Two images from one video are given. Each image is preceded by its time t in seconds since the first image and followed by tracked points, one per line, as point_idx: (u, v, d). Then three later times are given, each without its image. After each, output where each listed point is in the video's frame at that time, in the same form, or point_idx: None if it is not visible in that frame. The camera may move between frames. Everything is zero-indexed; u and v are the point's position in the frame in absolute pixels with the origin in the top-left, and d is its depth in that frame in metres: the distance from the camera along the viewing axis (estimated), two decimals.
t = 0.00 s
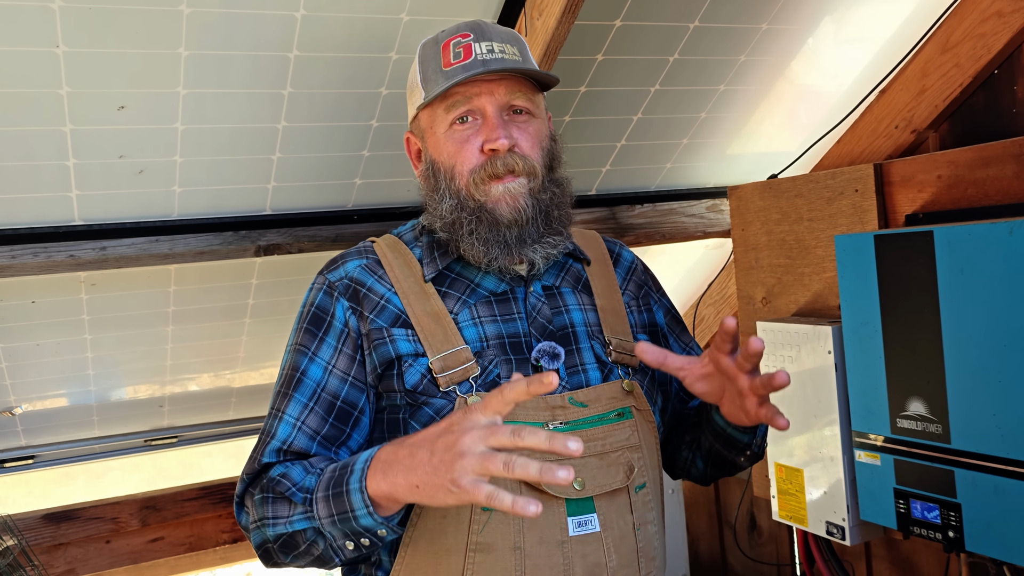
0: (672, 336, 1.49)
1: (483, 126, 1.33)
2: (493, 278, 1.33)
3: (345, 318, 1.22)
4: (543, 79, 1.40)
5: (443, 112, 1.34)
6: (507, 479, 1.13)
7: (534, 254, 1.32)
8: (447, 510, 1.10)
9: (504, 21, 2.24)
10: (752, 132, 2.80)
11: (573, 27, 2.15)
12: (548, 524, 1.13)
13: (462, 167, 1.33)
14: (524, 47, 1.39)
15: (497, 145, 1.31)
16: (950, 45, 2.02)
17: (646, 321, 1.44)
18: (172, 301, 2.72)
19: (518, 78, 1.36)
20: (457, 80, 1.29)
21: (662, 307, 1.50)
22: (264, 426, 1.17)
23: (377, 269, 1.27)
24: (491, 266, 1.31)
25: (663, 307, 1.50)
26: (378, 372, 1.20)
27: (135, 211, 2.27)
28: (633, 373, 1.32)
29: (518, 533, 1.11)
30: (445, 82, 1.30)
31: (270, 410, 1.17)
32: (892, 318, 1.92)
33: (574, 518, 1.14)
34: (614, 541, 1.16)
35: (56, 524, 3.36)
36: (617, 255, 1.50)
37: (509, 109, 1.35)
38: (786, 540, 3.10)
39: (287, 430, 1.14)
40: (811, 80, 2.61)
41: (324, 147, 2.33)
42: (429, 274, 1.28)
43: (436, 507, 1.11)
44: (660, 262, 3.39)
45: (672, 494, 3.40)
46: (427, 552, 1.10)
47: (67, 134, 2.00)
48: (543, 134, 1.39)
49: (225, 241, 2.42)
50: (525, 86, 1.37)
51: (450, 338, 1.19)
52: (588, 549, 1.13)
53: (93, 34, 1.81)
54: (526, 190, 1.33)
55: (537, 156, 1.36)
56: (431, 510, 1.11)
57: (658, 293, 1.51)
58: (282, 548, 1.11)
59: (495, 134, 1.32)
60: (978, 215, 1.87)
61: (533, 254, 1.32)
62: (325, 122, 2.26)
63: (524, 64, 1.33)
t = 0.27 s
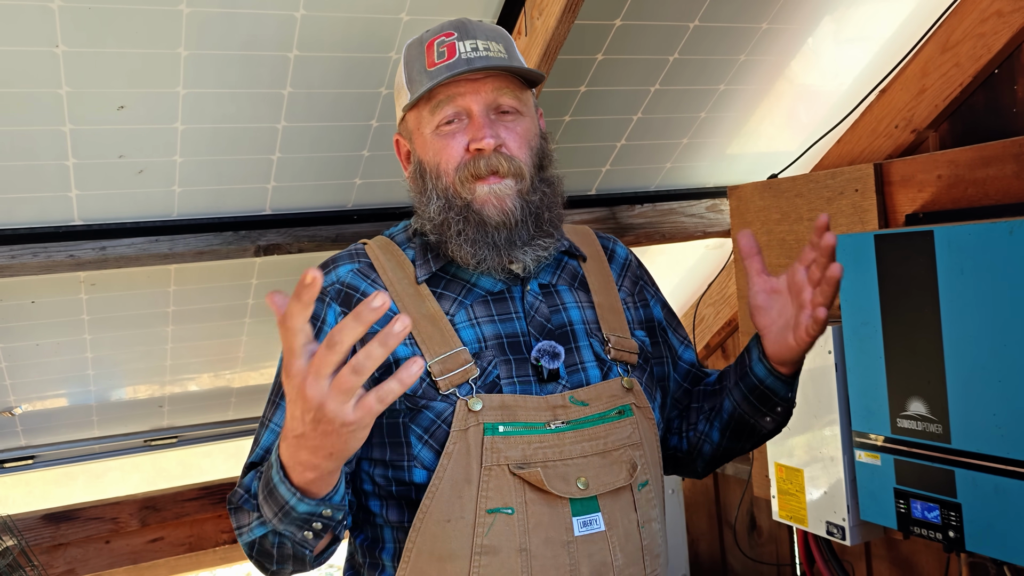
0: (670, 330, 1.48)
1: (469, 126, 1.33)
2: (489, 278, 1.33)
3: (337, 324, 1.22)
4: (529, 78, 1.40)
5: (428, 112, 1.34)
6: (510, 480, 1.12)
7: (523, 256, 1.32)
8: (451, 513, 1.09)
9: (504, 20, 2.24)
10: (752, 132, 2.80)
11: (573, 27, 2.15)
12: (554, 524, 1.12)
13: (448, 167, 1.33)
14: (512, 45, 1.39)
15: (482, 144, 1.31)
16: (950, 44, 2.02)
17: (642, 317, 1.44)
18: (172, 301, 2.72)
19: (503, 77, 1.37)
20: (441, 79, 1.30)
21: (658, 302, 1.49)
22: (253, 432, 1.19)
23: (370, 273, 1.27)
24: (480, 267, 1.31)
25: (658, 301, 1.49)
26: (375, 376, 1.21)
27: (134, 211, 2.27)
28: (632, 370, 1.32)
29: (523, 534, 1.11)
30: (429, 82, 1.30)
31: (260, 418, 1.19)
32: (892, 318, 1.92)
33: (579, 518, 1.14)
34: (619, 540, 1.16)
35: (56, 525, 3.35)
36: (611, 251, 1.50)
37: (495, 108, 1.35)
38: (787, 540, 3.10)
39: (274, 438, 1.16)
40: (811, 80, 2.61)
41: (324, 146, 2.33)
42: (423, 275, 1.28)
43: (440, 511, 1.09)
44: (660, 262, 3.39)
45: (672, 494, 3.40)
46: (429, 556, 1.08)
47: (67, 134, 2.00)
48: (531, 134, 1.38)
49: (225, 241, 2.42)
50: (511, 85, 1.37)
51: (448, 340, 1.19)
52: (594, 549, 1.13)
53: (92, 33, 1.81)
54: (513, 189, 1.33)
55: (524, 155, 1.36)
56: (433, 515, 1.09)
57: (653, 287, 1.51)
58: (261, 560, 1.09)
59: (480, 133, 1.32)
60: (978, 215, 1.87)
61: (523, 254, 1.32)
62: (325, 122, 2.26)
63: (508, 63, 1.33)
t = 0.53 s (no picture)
0: (658, 338, 1.49)
1: (453, 126, 1.32)
2: (480, 282, 1.32)
3: (324, 339, 1.22)
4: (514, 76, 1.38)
5: (412, 114, 1.34)
6: (504, 488, 1.12)
7: (511, 257, 1.31)
8: (445, 522, 1.10)
9: (503, 19, 2.23)
10: (751, 132, 2.80)
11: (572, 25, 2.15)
12: (549, 531, 1.12)
13: (434, 169, 1.33)
14: (498, 40, 1.36)
15: (466, 145, 1.30)
16: (950, 43, 2.02)
17: (637, 321, 1.42)
18: (170, 301, 2.72)
19: (488, 74, 1.34)
20: (422, 79, 1.29)
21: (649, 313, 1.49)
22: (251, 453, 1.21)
23: (356, 283, 1.26)
24: (468, 270, 1.29)
25: (649, 311, 1.49)
26: (365, 389, 1.20)
27: (132, 210, 2.27)
28: (628, 373, 1.31)
29: (519, 542, 1.11)
30: (411, 82, 1.29)
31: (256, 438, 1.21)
32: (892, 318, 1.91)
33: (574, 524, 1.14)
34: (615, 545, 1.15)
35: (54, 525, 3.35)
36: (604, 255, 1.50)
37: (480, 107, 1.34)
38: (786, 540, 3.10)
39: (267, 459, 1.17)
40: (810, 79, 2.61)
41: (323, 145, 2.33)
42: (413, 283, 1.29)
43: (433, 521, 1.11)
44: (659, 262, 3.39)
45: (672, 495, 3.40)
46: (424, 566, 1.10)
47: (65, 134, 2.00)
48: (517, 132, 1.36)
49: (224, 241, 2.42)
50: (496, 82, 1.35)
51: (438, 348, 1.19)
52: (590, 555, 1.13)
53: (91, 32, 1.80)
54: (500, 189, 1.32)
55: (510, 155, 1.34)
56: (426, 525, 1.11)
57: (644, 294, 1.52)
58: None
59: (464, 134, 1.31)
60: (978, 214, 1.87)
61: (510, 256, 1.30)
62: (324, 121, 2.26)
63: (491, 59, 1.31)
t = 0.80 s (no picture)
0: (651, 339, 1.47)
1: (455, 141, 1.28)
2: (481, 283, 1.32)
3: (323, 333, 1.21)
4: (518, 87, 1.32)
5: (413, 124, 1.29)
6: (509, 487, 1.12)
7: (511, 277, 1.29)
8: (450, 522, 1.10)
9: (501, 19, 2.23)
10: (749, 131, 2.80)
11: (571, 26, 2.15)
12: (553, 531, 1.12)
13: (434, 184, 1.30)
14: (505, 48, 1.30)
15: (468, 165, 1.26)
16: (949, 43, 2.02)
17: (631, 322, 1.43)
18: (169, 301, 2.72)
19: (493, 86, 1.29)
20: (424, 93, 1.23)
21: (643, 311, 1.48)
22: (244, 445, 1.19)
23: (357, 278, 1.26)
24: (466, 293, 1.28)
25: (643, 310, 1.49)
26: (366, 387, 1.19)
27: (130, 210, 2.26)
28: (623, 374, 1.31)
29: (523, 542, 1.10)
30: (412, 96, 1.24)
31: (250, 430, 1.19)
32: (890, 318, 1.91)
33: (578, 523, 1.14)
34: (617, 545, 1.15)
35: (54, 526, 3.34)
36: (598, 255, 1.50)
37: (483, 121, 1.29)
38: (785, 540, 3.10)
39: (259, 453, 1.15)
40: (808, 79, 2.60)
41: (322, 146, 2.33)
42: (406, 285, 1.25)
43: (438, 521, 1.10)
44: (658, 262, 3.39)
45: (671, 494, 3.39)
46: (429, 566, 1.10)
47: (63, 133, 2.00)
48: (521, 147, 1.33)
49: (222, 241, 2.42)
50: (501, 95, 1.29)
51: (441, 347, 1.18)
52: (593, 555, 1.13)
53: (89, 32, 1.80)
54: (502, 210, 1.30)
55: (512, 172, 1.31)
56: (432, 525, 1.10)
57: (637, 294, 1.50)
58: None
59: (466, 152, 1.27)
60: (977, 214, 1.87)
61: (509, 277, 1.29)
62: (323, 121, 2.26)
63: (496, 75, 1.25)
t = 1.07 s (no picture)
0: (645, 341, 1.48)
1: (464, 146, 1.27)
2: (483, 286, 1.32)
3: (324, 334, 1.21)
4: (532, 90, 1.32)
5: (423, 127, 1.28)
6: (509, 491, 1.11)
7: (517, 279, 1.29)
8: (450, 527, 1.10)
9: (500, 19, 2.23)
10: (748, 131, 2.80)
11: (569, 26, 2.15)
12: (553, 535, 1.12)
13: (443, 187, 1.28)
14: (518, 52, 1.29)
15: (478, 170, 1.25)
16: (948, 43, 2.02)
17: (628, 325, 1.43)
18: (168, 302, 2.71)
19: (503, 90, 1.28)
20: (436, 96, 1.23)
21: (637, 311, 1.49)
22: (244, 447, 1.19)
23: (357, 278, 1.26)
24: (472, 294, 1.28)
25: (638, 312, 1.49)
26: (367, 390, 1.19)
27: (128, 211, 2.26)
28: (622, 377, 1.32)
29: (523, 545, 1.10)
30: (424, 98, 1.23)
31: (250, 432, 1.19)
32: (890, 319, 1.91)
33: (577, 528, 1.14)
34: (616, 548, 1.16)
35: (53, 526, 3.34)
36: (596, 257, 1.50)
37: (494, 126, 1.28)
38: (785, 540, 3.10)
39: (262, 455, 1.15)
40: (807, 79, 2.60)
41: (320, 146, 2.33)
42: (407, 285, 1.25)
43: (439, 525, 1.10)
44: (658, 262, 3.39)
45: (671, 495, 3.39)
46: (429, 569, 1.10)
47: (61, 134, 2.00)
48: (530, 151, 1.32)
49: (221, 241, 2.42)
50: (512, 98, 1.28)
51: (443, 349, 1.18)
52: (592, 558, 1.13)
53: (87, 32, 1.80)
54: (509, 214, 1.29)
55: (521, 177, 1.30)
56: (432, 529, 1.10)
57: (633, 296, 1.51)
58: None
59: (476, 157, 1.26)
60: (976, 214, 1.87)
61: (515, 279, 1.28)
62: (321, 121, 2.26)
63: (509, 80, 1.25)
